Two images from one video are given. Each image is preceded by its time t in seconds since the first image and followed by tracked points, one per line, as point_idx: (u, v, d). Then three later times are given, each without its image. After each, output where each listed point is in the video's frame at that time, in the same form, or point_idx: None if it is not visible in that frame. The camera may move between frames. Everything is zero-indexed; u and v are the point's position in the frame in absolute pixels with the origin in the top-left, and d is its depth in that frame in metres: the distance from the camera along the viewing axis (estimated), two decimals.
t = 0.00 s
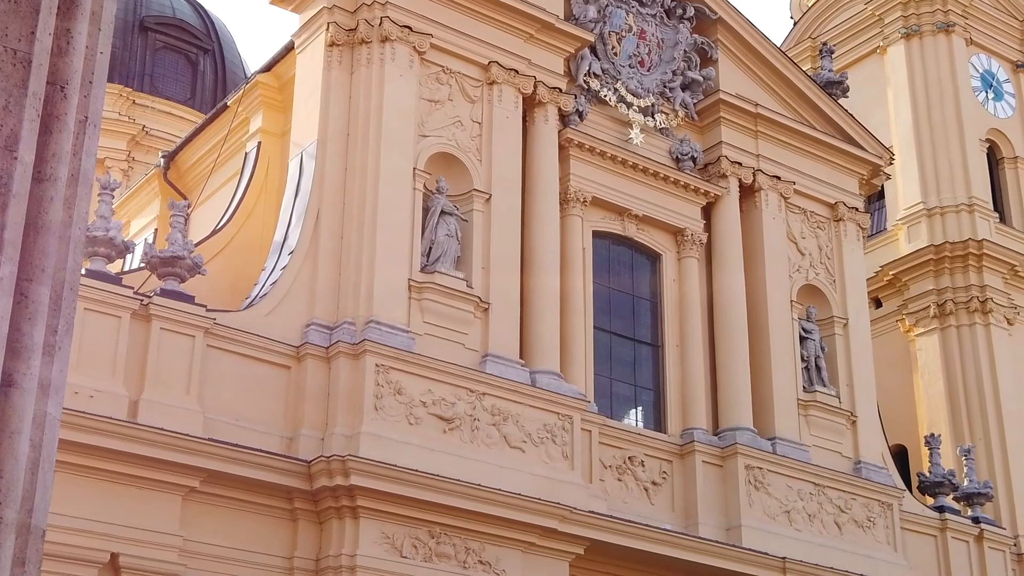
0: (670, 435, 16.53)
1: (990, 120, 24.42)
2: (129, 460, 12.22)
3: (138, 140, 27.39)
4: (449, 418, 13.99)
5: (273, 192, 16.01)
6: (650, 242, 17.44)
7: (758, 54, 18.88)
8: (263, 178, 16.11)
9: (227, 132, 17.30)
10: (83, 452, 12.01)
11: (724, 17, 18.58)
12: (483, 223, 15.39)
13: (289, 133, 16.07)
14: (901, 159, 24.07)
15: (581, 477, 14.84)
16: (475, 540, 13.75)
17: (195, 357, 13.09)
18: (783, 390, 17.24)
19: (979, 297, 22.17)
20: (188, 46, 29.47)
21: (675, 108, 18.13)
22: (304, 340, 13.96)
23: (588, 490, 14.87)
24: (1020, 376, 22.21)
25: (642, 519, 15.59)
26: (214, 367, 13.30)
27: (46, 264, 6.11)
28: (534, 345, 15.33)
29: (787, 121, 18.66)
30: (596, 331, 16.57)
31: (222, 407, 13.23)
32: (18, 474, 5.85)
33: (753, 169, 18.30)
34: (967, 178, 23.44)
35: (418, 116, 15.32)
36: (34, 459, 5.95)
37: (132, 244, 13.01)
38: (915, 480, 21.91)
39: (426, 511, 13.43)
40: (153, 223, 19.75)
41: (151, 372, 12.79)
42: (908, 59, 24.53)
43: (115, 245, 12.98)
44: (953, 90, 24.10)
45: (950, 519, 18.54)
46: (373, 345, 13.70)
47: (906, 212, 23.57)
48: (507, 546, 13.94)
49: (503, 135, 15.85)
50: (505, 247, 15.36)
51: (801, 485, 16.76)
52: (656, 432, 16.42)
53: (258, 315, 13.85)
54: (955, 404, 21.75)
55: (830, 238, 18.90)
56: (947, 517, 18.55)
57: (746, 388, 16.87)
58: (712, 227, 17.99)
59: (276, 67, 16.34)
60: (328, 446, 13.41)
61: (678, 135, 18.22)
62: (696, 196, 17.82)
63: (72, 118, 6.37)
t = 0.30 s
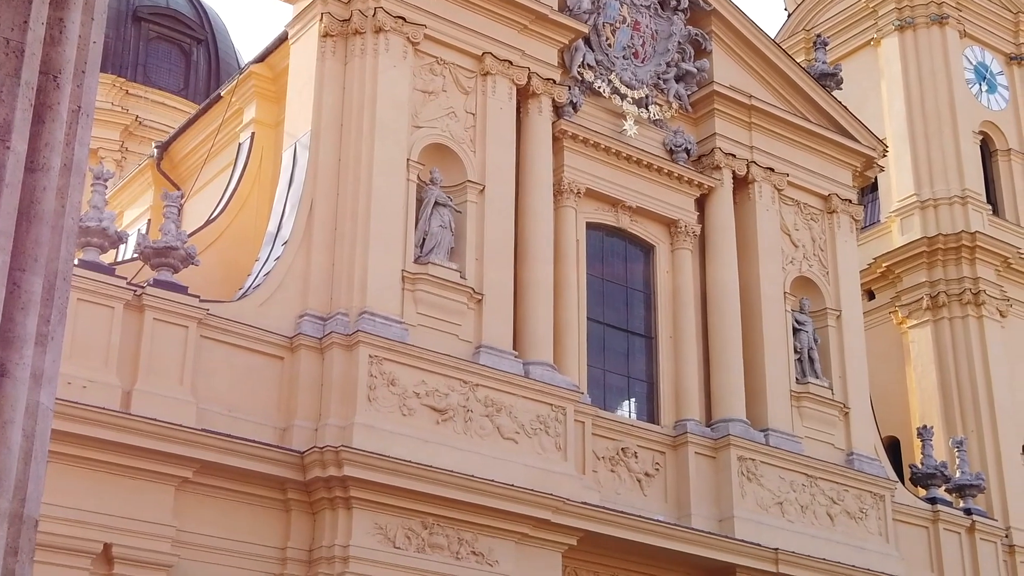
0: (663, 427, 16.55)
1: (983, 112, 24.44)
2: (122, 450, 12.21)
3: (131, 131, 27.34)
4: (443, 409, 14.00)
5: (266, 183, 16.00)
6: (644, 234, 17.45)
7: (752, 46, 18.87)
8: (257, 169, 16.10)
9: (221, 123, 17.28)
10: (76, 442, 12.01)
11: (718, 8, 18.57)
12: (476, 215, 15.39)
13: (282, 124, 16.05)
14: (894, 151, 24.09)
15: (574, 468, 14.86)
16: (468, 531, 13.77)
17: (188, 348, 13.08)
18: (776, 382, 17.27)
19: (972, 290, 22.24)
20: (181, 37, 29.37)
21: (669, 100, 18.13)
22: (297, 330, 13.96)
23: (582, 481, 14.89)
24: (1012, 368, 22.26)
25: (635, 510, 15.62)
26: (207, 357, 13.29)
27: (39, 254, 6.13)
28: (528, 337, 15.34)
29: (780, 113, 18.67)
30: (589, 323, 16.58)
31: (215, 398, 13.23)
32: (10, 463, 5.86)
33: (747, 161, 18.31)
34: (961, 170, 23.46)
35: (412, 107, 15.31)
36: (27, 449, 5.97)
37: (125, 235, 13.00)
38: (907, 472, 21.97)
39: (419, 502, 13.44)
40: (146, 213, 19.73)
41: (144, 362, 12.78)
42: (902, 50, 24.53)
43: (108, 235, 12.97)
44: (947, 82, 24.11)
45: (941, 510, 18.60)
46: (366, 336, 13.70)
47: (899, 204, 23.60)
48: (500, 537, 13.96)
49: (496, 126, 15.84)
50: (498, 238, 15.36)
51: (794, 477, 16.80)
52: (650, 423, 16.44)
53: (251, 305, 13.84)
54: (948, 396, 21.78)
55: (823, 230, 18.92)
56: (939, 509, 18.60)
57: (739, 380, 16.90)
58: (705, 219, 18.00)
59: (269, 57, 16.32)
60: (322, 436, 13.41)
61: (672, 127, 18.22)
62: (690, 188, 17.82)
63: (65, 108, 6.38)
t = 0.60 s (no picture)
0: (656, 418, 16.57)
1: (976, 105, 24.46)
2: (115, 440, 12.21)
3: (123, 121, 27.30)
4: (436, 400, 14.00)
5: (259, 175, 15.97)
6: (637, 225, 17.45)
7: (746, 38, 18.87)
8: (250, 159, 16.08)
9: (214, 113, 17.25)
10: (69, 433, 12.00)
11: None
12: (470, 206, 15.38)
13: (275, 115, 16.03)
14: (887, 143, 24.12)
15: (567, 459, 14.87)
16: (461, 522, 13.77)
17: (181, 338, 13.08)
18: (769, 373, 17.29)
19: (964, 281, 22.24)
20: (175, 27, 29.24)
21: (662, 92, 18.14)
22: (290, 321, 13.96)
23: (574, 472, 14.90)
24: (1004, 360, 22.30)
25: (628, 501, 15.64)
26: (200, 348, 13.29)
27: (30, 245, 6.13)
28: (521, 328, 15.35)
29: (774, 105, 18.67)
30: (582, 314, 16.60)
31: (208, 388, 13.23)
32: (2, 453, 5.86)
33: (741, 153, 18.31)
34: (954, 162, 23.48)
35: (406, 98, 15.30)
36: (18, 438, 6.00)
37: (118, 225, 12.98)
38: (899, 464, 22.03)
39: (412, 493, 13.45)
40: (139, 204, 19.71)
41: (137, 353, 12.78)
42: (896, 43, 24.54)
43: (101, 226, 12.95)
44: (941, 75, 24.12)
45: (933, 502, 18.65)
46: (360, 327, 13.69)
47: (892, 196, 23.63)
48: (493, 528, 13.97)
49: (490, 117, 15.84)
50: (492, 229, 15.36)
51: (786, 468, 16.82)
52: (642, 414, 16.46)
53: (244, 296, 13.84)
54: (940, 388, 21.82)
55: (816, 222, 18.94)
56: (931, 501, 18.65)
57: (731, 372, 16.92)
58: (699, 211, 18.00)
59: (263, 48, 16.29)
60: (315, 427, 13.41)
61: (665, 118, 18.21)
62: (684, 179, 17.82)
63: (58, 98, 6.37)
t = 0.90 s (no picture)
0: (649, 409, 16.58)
1: (970, 96, 24.46)
2: (108, 430, 12.21)
3: (117, 111, 27.24)
4: (429, 391, 14.00)
5: (252, 165, 15.95)
6: (631, 216, 17.45)
7: (741, 29, 18.85)
8: (243, 148, 16.07)
9: (208, 103, 17.20)
10: (62, 423, 12.00)
11: None
12: (463, 196, 15.38)
13: (269, 105, 16.01)
14: (880, 135, 24.13)
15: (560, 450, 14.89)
16: (453, 513, 13.79)
17: (174, 328, 13.08)
18: (761, 364, 17.32)
19: (957, 273, 22.30)
20: (169, 17, 29.11)
21: (656, 83, 18.13)
22: (283, 312, 13.95)
23: (567, 463, 14.92)
24: (996, 352, 22.34)
25: (621, 492, 15.66)
26: (193, 338, 13.28)
27: (23, 234, 6.13)
28: (515, 318, 15.36)
29: (768, 96, 18.67)
30: (575, 305, 16.61)
31: (201, 378, 13.22)
32: None
33: (734, 144, 18.31)
34: (947, 154, 23.51)
35: (400, 89, 15.29)
36: (11, 430, 6.05)
37: (111, 215, 12.96)
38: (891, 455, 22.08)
39: (405, 483, 13.46)
40: (132, 194, 19.69)
41: (130, 343, 12.77)
42: (890, 34, 24.54)
43: (94, 216, 12.91)
44: (934, 67, 24.13)
45: (925, 493, 18.70)
46: (353, 318, 13.70)
47: (886, 188, 23.66)
48: (486, 518, 13.98)
49: (484, 108, 15.83)
50: (485, 220, 15.35)
51: (779, 459, 16.85)
52: (635, 405, 16.47)
53: (238, 287, 13.83)
54: (933, 379, 21.87)
55: (809, 213, 18.96)
56: (923, 492, 18.70)
57: (724, 364, 16.93)
58: (692, 202, 18.00)
59: (257, 38, 16.25)
60: (308, 418, 13.42)
61: (659, 109, 18.18)
62: (677, 170, 17.82)
63: (50, 87, 6.37)
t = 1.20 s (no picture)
0: (642, 400, 16.60)
1: (963, 88, 24.47)
2: (101, 420, 12.21)
3: (109, 100, 27.18)
4: (422, 381, 14.00)
5: (246, 156, 15.95)
6: (624, 207, 17.46)
7: (735, 20, 18.84)
8: (236, 138, 16.06)
9: (201, 92, 17.17)
10: (55, 412, 12.00)
11: None
12: (457, 186, 15.37)
13: (262, 95, 16.00)
14: (874, 126, 24.14)
15: (553, 440, 14.90)
16: (446, 503, 13.80)
17: (167, 317, 13.07)
18: (754, 355, 17.34)
19: (950, 265, 22.33)
20: (162, 6, 29.03)
21: (650, 73, 18.14)
22: (276, 302, 13.95)
23: (560, 453, 14.93)
24: (988, 343, 22.38)
25: (613, 482, 15.68)
26: (186, 328, 13.28)
27: (16, 222, 6.12)
28: (508, 309, 15.36)
29: (761, 87, 18.66)
30: (569, 296, 16.61)
31: (194, 368, 13.22)
32: None
33: (728, 135, 18.32)
34: (940, 145, 23.54)
35: (393, 78, 15.28)
36: (4, 417, 6.05)
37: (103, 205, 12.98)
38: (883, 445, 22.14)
39: (399, 474, 13.47)
40: (125, 184, 19.66)
41: (123, 332, 12.77)
42: (883, 26, 24.54)
43: (86, 205, 12.96)
44: (928, 59, 24.14)
45: (917, 484, 18.75)
46: (346, 308, 13.69)
47: (879, 179, 23.68)
48: (479, 508, 13.99)
49: (478, 98, 15.82)
50: (479, 210, 15.35)
51: (771, 450, 16.88)
52: (628, 396, 16.49)
53: (231, 277, 13.82)
54: (925, 370, 21.90)
55: (802, 204, 18.97)
56: (915, 483, 18.76)
57: (717, 354, 16.96)
58: (685, 193, 18.01)
59: (250, 27, 16.24)
60: (301, 408, 13.42)
61: (652, 100, 18.19)
62: (671, 161, 17.82)
63: (42, 76, 6.35)
